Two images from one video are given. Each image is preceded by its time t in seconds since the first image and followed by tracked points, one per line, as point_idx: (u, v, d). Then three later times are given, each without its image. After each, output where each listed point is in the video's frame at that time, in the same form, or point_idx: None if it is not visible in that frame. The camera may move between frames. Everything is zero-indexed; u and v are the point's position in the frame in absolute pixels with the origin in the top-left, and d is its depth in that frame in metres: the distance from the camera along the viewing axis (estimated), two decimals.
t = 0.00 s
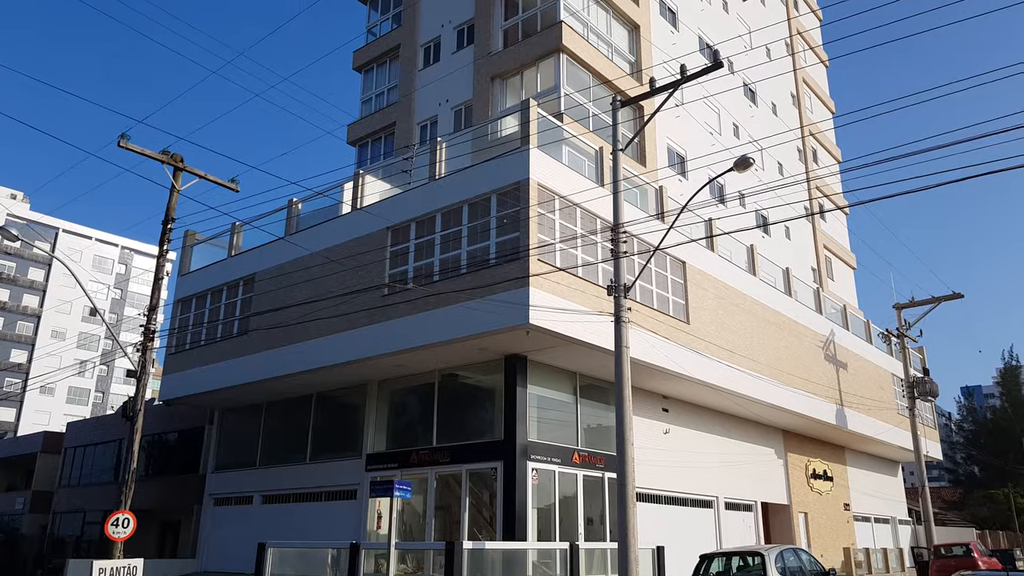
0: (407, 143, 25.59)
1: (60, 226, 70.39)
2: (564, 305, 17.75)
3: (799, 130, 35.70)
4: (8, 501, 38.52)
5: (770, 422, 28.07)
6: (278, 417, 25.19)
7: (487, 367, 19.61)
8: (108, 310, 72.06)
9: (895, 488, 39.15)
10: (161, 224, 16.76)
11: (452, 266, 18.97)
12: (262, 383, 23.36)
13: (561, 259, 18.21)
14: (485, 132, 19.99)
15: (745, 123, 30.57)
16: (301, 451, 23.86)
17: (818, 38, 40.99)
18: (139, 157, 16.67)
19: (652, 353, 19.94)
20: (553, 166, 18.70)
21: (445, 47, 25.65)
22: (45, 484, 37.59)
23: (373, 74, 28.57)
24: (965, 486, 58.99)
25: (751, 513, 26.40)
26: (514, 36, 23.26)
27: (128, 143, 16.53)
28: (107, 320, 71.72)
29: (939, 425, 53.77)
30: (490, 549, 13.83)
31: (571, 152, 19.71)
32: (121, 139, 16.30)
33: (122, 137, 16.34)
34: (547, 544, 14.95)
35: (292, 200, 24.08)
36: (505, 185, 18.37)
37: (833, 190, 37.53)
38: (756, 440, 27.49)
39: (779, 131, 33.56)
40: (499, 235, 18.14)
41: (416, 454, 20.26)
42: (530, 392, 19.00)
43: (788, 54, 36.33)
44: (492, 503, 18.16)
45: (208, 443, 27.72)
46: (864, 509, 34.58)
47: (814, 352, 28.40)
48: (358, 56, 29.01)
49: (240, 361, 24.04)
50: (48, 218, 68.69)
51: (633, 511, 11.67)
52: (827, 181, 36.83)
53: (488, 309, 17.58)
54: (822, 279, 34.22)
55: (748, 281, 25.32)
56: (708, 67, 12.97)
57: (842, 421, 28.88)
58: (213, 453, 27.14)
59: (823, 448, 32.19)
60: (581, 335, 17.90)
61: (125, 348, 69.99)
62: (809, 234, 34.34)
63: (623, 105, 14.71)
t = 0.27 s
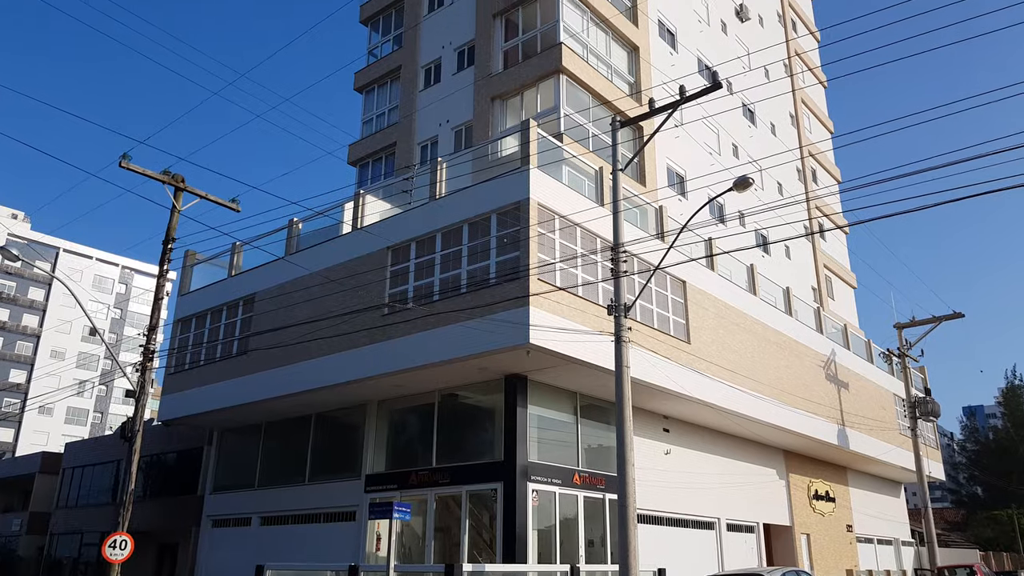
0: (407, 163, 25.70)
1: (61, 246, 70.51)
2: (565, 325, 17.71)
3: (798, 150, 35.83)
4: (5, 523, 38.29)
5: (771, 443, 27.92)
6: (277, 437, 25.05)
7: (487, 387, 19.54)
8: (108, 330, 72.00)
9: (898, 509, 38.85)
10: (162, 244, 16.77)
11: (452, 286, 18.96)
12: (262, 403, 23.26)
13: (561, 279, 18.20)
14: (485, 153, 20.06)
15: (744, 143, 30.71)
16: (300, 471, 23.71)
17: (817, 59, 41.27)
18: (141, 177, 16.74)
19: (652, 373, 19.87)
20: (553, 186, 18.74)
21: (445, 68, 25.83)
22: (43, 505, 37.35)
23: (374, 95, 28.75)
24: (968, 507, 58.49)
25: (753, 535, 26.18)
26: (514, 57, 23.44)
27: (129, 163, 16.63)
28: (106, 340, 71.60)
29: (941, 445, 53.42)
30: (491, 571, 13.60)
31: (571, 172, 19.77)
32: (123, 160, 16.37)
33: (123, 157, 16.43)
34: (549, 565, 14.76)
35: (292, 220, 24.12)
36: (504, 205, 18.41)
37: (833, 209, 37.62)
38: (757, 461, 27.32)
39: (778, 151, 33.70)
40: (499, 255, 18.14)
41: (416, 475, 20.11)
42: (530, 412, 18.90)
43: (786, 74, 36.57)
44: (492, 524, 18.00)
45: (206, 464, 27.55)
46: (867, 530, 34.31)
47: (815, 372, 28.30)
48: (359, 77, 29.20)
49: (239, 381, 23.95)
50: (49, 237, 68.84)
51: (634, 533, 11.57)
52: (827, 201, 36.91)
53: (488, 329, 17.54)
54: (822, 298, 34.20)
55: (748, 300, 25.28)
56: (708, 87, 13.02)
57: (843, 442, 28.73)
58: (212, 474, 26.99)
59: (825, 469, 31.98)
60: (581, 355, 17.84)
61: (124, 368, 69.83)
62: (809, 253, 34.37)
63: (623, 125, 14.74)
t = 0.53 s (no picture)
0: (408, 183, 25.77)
1: (61, 265, 70.56)
2: (565, 344, 17.65)
3: (798, 169, 35.95)
4: (2, 543, 37.99)
5: (772, 462, 27.74)
6: (275, 457, 24.92)
7: (487, 407, 19.44)
8: (108, 349, 71.91)
9: (901, 529, 38.53)
10: (162, 263, 16.77)
11: (452, 305, 18.93)
12: (260, 423, 23.16)
13: (561, 297, 18.17)
14: (485, 172, 20.12)
15: (744, 162, 30.83)
16: (298, 491, 23.55)
17: (816, 79, 41.52)
18: (141, 196, 16.84)
19: (653, 392, 19.79)
20: (553, 205, 18.77)
21: (446, 87, 25.97)
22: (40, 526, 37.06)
23: (375, 114, 28.89)
24: (971, 528, 57.99)
25: (755, 555, 25.94)
26: (514, 77, 23.59)
27: (130, 182, 16.73)
28: (106, 359, 71.48)
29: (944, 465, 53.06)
30: None
31: (570, 191, 19.80)
32: (123, 179, 16.43)
33: (124, 177, 16.54)
34: None
35: (292, 238, 24.14)
36: (504, 224, 18.42)
37: (833, 228, 37.66)
38: (758, 480, 27.14)
39: (778, 170, 33.81)
40: (499, 273, 18.13)
41: (415, 495, 19.96)
42: (530, 431, 18.80)
43: (785, 94, 36.76)
44: (492, 545, 17.83)
45: (204, 484, 27.37)
46: (870, 551, 34.00)
47: (816, 391, 28.19)
48: (360, 97, 29.37)
49: (238, 400, 23.85)
50: (49, 256, 68.95)
51: (636, 554, 11.46)
52: (827, 220, 36.97)
53: (488, 348, 17.49)
54: (822, 317, 34.14)
55: (748, 319, 25.23)
56: (706, 107, 13.05)
57: (845, 461, 28.56)
58: (210, 493, 26.80)
59: (827, 489, 31.76)
60: (582, 374, 17.78)
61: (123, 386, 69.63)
62: (809, 272, 34.37)
63: (623, 144, 14.75)
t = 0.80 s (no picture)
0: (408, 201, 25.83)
1: (61, 283, 70.54)
2: (565, 362, 17.60)
3: (797, 188, 36.05)
4: None
5: (773, 482, 27.56)
6: (274, 476, 24.77)
7: (486, 426, 19.35)
8: (107, 368, 71.79)
9: (904, 549, 38.21)
10: (162, 281, 16.76)
11: (452, 323, 18.90)
12: (259, 442, 23.05)
13: (561, 316, 18.13)
14: (485, 190, 20.16)
15: (743, 181, 30.92)
16: (297, 511, 23.38)
17: (814, 99, 41.74)
18: (142, 214, 16.91)
19: (654, 411, 19.70)
20: (553, 223, 18.79)
21: (447, 106, 26.10)
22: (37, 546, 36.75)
23: (375, 133, 29.01)
24: (974, 548, 57.56)
25: None
26: (514, 96, 23.72)
27: (131, 201, 16.81)
28: (105, 378, 71.27)
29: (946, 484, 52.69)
30: None
31: (570, 210, 19.82)
32: (125, 198, 16.49)
33: (126, 196, 16.62)
34: None
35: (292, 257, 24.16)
36: (505, 242, 18.42)
37: (833, 247, 37.70)
38: (760, 500, 26.95)
39: (777, 189, 33.91)
40: (499, 292, 18.12)
41: (415, 515, 19.81)
42: (530, 450, 18.69)
43: (784, 113, 36.94)
44: (492, 566, 17.67)
45: (202, 503, 27.17)
46: (872, 572, 33.70)
47: (818, 409, 28.08)
48: (361, 116, 29.51)
49: (237, 419, 23.74)
50: (50, 274, 69.00)
51: None
52: (827, 239, 37.00)
53: (488, 367, 17.43)
54: (823, 336, 34.08)
55: (749, 338, 25.17)
56: (705, 126, 13.10)
57: (847, 480, 28.40)
58: (208, 513, 26.61)
59: (829, 508, 31.55)
60: (582, 393, 17.71)
61: (122, 405, 69.41)
62: (809, 291, 34.34)
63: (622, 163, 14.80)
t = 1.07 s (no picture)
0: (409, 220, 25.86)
1: (61, 300, 70.51)
2: (566, 381, 17.53)
3: (797, 207, 36.13)
4: None
5: (775, 501, 27.38)
6: (273, 495, 24.61)
7: (486, 445, 19.24)
8: (106, 386, 71.64)
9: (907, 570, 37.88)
10: (162, 300, 16.74)
11: (452, 341, 18.86)
12: (258, 462, 22.92)
13: (561, 334, 18.09)
14: (485, 209, 20.18)
15: (743, 200, 30.99)
16: (296, 531, 23.20)
17: (813, 118, 41.92)
18: (143, 233, 16.94)
19: (655, 430, 19.61)
20: (553, 241, 18.80)
21: (447, 125, 26.20)
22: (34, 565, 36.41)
23: (376, 152, 29.11)
24: (978, 568, 57.12)
25: None
26: (514, 115, 23.83)
27: (132, 220, 16.84)
28: (104, 396, 71.03)
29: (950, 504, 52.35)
30: None
31: (571, 228, 19.84)
32: (126, 217, 16.54)
33: (127, 214, 16.67)
34: None
35: (292, 275, 24.15)
36: (504, 260, 18.42)
37: (834, 265, 37.71)
38: (762, 519, 26.76)
39: (777, 208, 33.98)
40: (499, 310, 18.09)
41: (414, 535, 19.65)
42: (530, 469, 18.56)
43: (783, 132, 37.09)
44: None
45: (200, 523, 26.96)
46: None
47: (819, 428, 27.95)
48: (362, 135, 29.63)
49: (236, 438, 23.62)
50: (50, 292, 69.02)
51: None
52: (827, 257, 37.01)
53: (488, 385, 17.37)
54: (824, 354, 34.00)
55: (750, 356, 25.12)
56: (705, 144, 13.12)
57: (849, 500, 28.19)
58: (207, 534, 26.39)
59: (831, 528, 31.32)
60: (582, 412, 17.62)
61: (121, 424, 69.14)
62: (810, 309, 34.30)
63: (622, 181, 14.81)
